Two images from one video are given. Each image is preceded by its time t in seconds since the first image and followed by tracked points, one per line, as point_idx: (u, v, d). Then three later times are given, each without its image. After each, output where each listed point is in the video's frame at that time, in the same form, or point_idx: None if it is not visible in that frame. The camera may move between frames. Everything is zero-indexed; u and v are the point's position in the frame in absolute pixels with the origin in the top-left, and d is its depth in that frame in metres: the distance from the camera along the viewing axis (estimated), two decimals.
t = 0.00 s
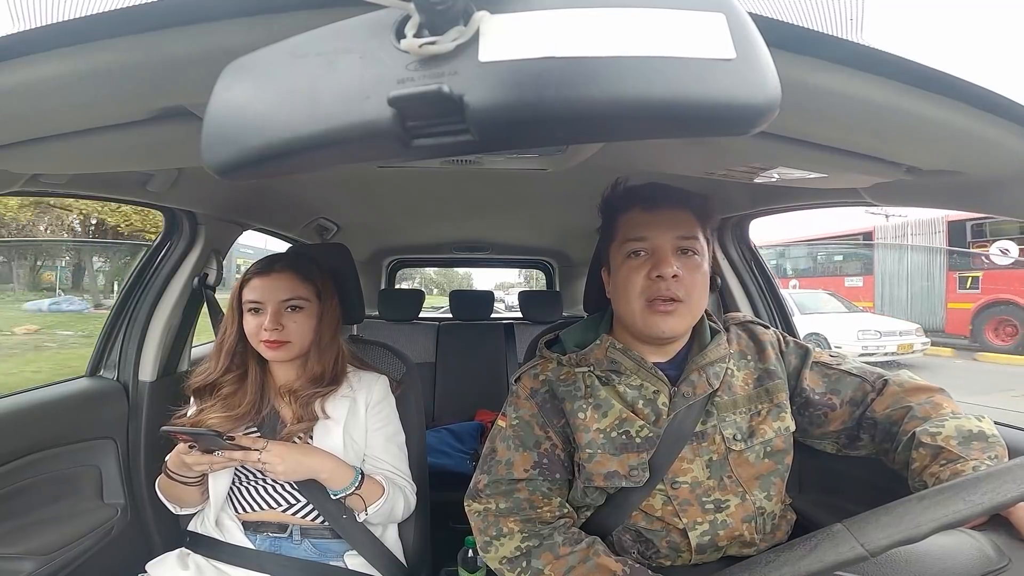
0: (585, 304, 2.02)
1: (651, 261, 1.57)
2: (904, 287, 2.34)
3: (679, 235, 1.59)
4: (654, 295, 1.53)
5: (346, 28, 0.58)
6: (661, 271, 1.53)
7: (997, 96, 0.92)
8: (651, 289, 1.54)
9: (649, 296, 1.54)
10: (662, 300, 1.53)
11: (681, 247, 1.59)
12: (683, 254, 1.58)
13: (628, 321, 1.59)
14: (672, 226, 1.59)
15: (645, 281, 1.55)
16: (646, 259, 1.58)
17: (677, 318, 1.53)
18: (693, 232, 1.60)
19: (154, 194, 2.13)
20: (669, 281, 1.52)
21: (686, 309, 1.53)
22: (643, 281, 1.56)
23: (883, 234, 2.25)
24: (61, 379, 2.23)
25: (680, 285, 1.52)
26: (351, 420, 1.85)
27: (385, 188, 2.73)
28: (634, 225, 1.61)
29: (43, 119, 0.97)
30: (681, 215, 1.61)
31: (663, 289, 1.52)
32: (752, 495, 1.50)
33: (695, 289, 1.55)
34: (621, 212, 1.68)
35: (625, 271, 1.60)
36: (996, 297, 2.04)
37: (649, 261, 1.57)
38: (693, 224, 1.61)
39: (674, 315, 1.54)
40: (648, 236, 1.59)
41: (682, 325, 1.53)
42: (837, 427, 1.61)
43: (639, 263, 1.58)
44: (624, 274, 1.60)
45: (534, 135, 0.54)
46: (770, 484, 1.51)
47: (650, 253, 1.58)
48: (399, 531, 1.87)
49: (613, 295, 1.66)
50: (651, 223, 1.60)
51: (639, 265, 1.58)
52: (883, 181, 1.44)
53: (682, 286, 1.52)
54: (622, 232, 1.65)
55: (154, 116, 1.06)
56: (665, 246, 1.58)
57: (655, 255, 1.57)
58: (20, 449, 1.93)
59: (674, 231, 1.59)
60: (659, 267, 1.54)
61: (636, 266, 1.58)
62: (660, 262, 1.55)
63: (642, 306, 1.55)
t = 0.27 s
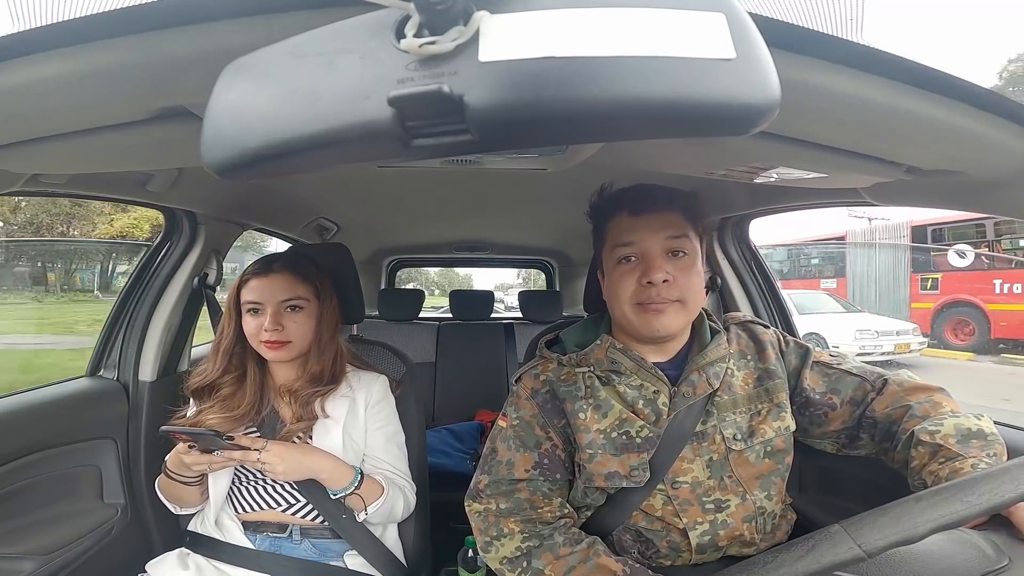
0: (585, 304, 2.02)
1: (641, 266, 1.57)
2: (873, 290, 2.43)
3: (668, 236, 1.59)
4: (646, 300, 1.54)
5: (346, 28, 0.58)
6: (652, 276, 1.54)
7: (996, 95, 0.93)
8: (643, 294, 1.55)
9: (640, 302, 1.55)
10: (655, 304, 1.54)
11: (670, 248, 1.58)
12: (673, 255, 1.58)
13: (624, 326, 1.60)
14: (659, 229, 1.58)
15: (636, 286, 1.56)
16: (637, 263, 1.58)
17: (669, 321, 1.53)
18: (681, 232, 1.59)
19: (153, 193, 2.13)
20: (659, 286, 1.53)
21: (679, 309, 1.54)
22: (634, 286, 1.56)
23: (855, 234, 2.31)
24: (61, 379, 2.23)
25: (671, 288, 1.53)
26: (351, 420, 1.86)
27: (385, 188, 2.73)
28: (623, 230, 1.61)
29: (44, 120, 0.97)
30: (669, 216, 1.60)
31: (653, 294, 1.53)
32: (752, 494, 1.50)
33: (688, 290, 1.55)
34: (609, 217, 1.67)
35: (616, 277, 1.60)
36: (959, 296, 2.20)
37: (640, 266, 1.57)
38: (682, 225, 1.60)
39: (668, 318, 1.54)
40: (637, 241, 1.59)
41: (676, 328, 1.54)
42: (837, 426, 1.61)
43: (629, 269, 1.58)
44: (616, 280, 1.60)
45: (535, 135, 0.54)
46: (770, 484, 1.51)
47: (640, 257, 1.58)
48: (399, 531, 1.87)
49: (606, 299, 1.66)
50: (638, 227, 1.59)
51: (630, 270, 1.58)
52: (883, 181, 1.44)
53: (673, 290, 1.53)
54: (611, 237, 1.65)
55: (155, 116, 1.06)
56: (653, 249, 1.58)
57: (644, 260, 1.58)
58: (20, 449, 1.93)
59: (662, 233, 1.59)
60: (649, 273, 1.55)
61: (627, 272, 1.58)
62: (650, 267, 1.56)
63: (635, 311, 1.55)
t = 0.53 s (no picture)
0: (585, 304, 2.02)
1: (649, 266, 1.56)
2: (845, 287, 2.55)
3: (676, 236, 1.59)
4: (655, 301, 1.54)
5: (346, 27, 0.58)
6: (662, 277, 1.54)
7: (997, 95, 0.93)
8: (652, 294, 1.54)
9: (650, 302, 1.54)
10: (663, 304, 1.53)
11: (678, 249, 1.59)
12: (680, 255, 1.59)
13: (630, 326, 1.59)
14: (668, 229, 1.59)
15: (644, 286, 1.55)
16: (645, 263, 1.57)
17: (678, 322, 1.54)
18: (689, 232, 1.60)
19: (153, 193, 2.13)
20: (668, 286, 1.53)
21: (688, 309, 1.55)
22: (642, 286, 1.56)
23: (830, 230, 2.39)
24: (61, 379, 2.23)
25: (681, 288, 1.53)
26: (350, 419, 1.85)
27: (385, 188, 2.73)
28: (630, 230, 1.60)
29: (44, 119, 0.97)
30: (675, 216, 1.60)
31: (663, 294, 1.53)
32: (753, 494, 1.50)
33: (696, 290, 1.56)
34: (615, 215, 1.66)
35: (622, 276, 1.59)
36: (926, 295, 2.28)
37: (648, 266, 1.57)
38: (689, 226, 1.61)
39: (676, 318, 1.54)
40: (645, 241, 1.58)
41: (684, 327, 1.54)
42: (836, 427, 1.61)
43: (637, 268, 1.58)
44: (622, 280, 1.59)
45: (534, 135, 0.54)
46: (770, 484, 1.51)
47: (648, 257, 1.58)
48: (399, 530, 1.87)
49: (610, 299, 1.65)
50: (646, 227, 1.59)
51: (637, 270, 1.58)
52: (883, 181, 1.44)
53: (683, 290, 1.53)
54: (617, 236, 1.63)
55: (155, 116, 1.06)
56: (661, 249, 1.58)
57: (652, 259, 1.57)
58: (20, 449, 1.93)
59: (670, 233, 1.59)
60: (659, 273, 1.54)
61: (634, 272, 1.58)
62: (660, 267, 1.55)
63: (643, 311, 1.55)
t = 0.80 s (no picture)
0: (586, 304, 2.03)
1: (669, 267, 1.57)
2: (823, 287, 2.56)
3: (694, 237, 1.59)
4: (674, 303, 1.53)
5: (347, 28, 0.58)
6: (681, 278, 1.53)
7: (997, 95, 0.93)
8: (670, 296, 1.54)
9: (668, 304, 1.54)
10: (683, 306, 1.53)
11: (695, 250, 1.59)
12: (697, 257, 1.60)
13: (644, 330, 1.58)
14: (683, 230, 1.59)
15: (663, 287, 1.55)
16: (663, 264, 1.57)
17: (697, 325, 1.53)
18: (705, 233, 1.61)
19: (153, 193, 2.13)
20: (689, 288, 1.52)
21: (707, 312, 1.54)
22: (661, 288, 1.55)
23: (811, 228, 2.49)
24: (61, 380, 2.23)
25: (701, 290, 1.53)
26: (351, 420, 1.86)
27: (385, 188, 2.73)
28: (647, 230, 1.60)
29: (43, 119, 0.97)
30: (691, 218, 1.61)
31: (683, 295, 1.53)
32: (754, 495, 1.50)
33: (713, 292, 1.56)
34: (629, 217, 1.67)
35: (639, 278, 1.59)
36: (892, 290, 2.33)
37: (667, 267, 1.57)
38: (704, 226, 1.62)
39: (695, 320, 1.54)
40: (663, 242, 1.59)
41: (703, 330, 1.54)
42: (837, 427, 1.61)
43: (655, 270, 1.58)
44: (639, 282, 1.59)
45: (535, 136, 0.54)
46: (771, 485, 1.51)
47: (667, 258, 1.58)
48: (400, 531, 1.87)
49: (624, 302, 1.65)
50: (664, 228, 1.59)
51: (655, 271, 1.58)
52: (884, 182, 1.44)
53: (702, 292, 1.53)
54: (633, 237, 1.63)
55: (154, 116, 1.06)
56: (680, 250, 1.58)
57: (670, 261, 1.58)
58: (20, 449, 1.93)
59: (688, 234, 1.59)
60: (678, 273, 1.54)
61: (651, 274, 1.58)
62: (679, 268, 1.56)
63: (661, 314, 1.54)
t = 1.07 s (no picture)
0: (585, 302, 2.03)
1: (644, 264, 1.56)
2: (805, 286, 2.62)
3: (670, 234, 1.58)
4: (651, 298, 1.53)
5: (347, 28, 0.58)
6: (654, 274, 1.53)
7: (997, 96, 0.92)
8: (647, 291, 1.54)
9: (647, 299, 1.54)
10: (659, 301, 1.53)
11: (674, 246, 1.58)
12: (675, 253, 1.58)
13: (628, 325, 1.59)
14: (666, 225, 1.59)
15: (643, 282, 1.55)
16: (640, 260, 1.57)
17: (675, 321, 1.53)
18: (685, 229, 1.59)
19: (153, 193, 2.13)
20: (663, 283, 1.52)
21: (686, 307, 1.54)
22: (637, 283, 1.56)
23: (792, 230, 2.61)
24: (61, 379, 2.23)
25: (676, 286, 1.53)
26: (349, 418, 1.86)
27: (385, 188, 2.73)
28: (630, 227, 1.60)
29: (44, 118, 0.97)
30: (676, 213, 1.60)
31: (661, 290, 1.52)
32: (752, 494, 1.50)
33: (693, 288, 1.55)
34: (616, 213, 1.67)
35: (622, 273, 1.59)
36: (867, 292, 2.28)
37: (643, 263, 1.57)
38: (689, 222, 1.61)
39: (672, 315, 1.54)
40: (642, 238, 1.59)
41: (680, 325, 1.54)
42: (837, 426, 1.61)
43: (636, 265, 1.58)
44: (619, 277, 1.60)
45: (535, 135, 0.54)
46: (769, 483, 1.51)
47: (644, 255, 1.58)
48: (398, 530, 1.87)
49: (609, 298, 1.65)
50: (647, 223, 1.59)
51: (636, 266, 1.57)
52: (884, 181, 1.44)
53: (677, 287, 1.53)
54: (615, 234, 1.64)
55: (155, 116, 1.06)
56: (656, 247, 1.58)
57: (651, 256, 1.57)
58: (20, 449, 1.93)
59: (665, 230, 1.59)
60: (656, 268, 1.54)
61: (630, 269, 1.58)
62: (653, 264, 1.55)
63: (640, 309, 1.55)
